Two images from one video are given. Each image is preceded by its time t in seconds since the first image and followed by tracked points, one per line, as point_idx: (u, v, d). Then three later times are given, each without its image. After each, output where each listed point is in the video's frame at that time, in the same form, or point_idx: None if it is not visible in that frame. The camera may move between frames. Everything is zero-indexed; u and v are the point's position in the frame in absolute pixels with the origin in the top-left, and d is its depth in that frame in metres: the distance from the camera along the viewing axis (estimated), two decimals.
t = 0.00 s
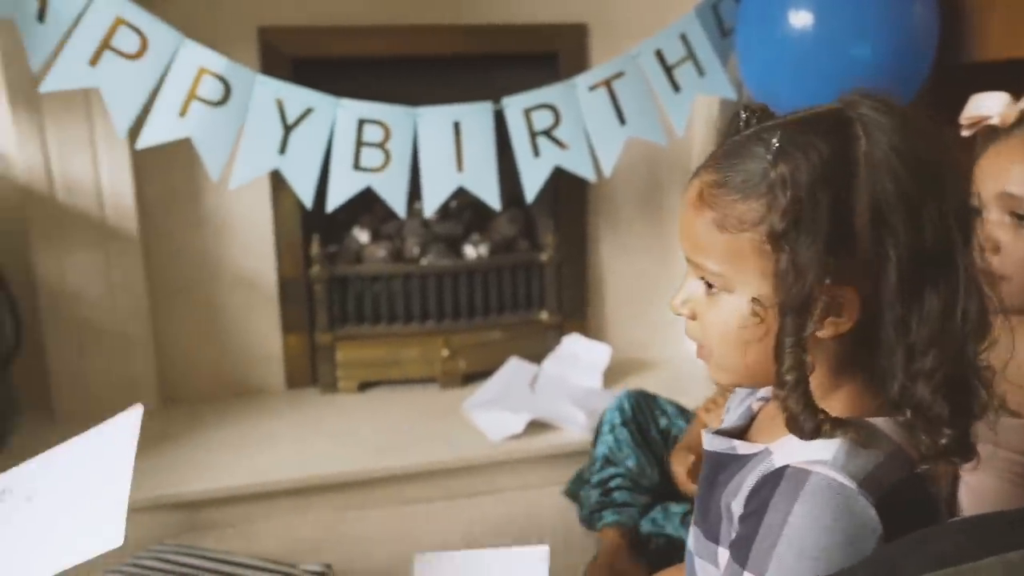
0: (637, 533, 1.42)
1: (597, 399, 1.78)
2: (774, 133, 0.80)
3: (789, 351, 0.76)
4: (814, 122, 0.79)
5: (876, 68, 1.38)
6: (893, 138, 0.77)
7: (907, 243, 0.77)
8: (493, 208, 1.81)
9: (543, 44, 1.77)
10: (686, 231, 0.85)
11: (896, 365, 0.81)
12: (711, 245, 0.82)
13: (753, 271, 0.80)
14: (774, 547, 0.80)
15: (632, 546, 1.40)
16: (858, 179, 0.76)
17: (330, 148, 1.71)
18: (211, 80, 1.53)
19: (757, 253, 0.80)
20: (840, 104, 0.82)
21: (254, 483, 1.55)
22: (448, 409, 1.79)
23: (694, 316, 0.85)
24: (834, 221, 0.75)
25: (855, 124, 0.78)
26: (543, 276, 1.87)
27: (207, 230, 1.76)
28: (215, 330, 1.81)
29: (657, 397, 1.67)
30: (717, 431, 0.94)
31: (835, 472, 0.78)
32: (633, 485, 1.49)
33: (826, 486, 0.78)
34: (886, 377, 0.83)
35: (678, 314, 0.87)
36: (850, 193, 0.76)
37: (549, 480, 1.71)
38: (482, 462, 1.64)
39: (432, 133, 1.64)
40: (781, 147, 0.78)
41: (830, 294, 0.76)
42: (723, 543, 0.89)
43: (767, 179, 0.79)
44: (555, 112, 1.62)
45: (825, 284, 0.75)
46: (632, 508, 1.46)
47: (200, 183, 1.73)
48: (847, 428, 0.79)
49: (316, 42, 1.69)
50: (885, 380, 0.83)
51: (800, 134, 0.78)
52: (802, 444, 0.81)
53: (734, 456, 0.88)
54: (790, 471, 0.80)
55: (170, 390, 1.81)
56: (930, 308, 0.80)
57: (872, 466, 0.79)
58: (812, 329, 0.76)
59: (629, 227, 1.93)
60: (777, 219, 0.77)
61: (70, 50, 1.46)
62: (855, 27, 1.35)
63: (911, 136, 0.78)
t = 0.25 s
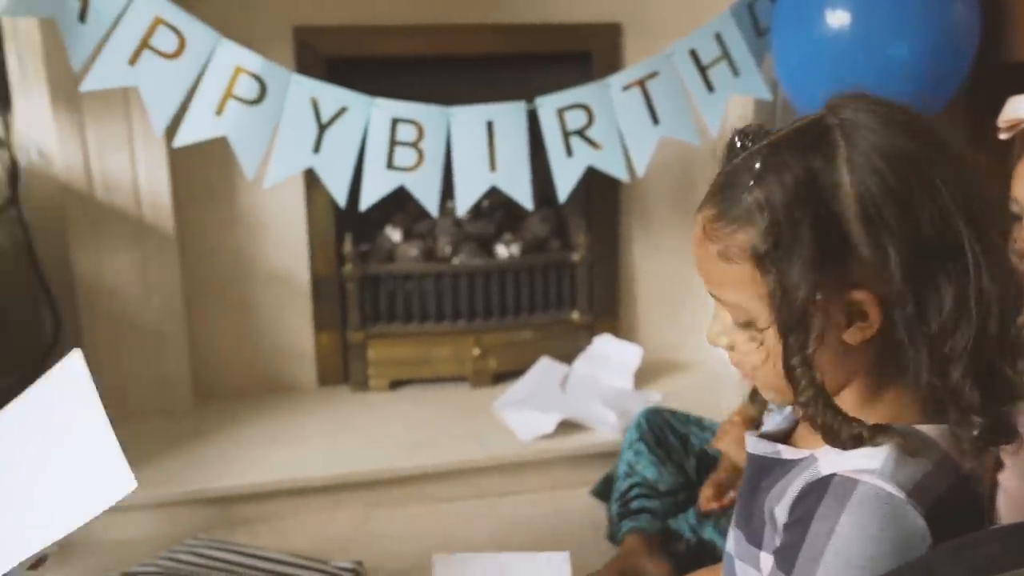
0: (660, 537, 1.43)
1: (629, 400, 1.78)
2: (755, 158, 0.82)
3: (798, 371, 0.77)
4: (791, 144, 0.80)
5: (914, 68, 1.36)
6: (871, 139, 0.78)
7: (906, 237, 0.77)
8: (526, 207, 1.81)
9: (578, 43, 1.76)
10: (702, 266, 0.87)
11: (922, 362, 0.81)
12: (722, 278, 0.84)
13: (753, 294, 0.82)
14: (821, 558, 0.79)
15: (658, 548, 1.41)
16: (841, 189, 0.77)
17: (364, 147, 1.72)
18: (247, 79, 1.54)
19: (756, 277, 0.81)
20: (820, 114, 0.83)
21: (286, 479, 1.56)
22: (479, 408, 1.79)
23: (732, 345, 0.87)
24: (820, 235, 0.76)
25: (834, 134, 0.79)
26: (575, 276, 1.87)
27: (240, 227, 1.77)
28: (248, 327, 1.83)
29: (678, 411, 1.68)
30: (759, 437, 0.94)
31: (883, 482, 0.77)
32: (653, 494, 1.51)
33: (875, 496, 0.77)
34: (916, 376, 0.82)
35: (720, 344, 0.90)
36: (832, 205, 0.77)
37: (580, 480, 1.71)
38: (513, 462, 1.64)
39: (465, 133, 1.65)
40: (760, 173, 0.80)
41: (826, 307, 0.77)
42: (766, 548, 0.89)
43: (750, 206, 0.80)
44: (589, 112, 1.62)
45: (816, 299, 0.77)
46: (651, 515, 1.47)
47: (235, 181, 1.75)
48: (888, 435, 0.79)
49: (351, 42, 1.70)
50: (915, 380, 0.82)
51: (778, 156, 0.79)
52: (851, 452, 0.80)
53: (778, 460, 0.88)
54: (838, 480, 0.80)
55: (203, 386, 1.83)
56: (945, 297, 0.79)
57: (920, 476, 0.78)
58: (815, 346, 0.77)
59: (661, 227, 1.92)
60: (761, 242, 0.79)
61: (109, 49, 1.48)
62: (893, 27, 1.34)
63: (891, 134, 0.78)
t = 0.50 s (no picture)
0: (686, 540, 1.42)
1: (656, 402, 1.77)
2: (775, 164, 0.83)
3: (816, 373, 0.77)
4: (810, 149, 0.80)
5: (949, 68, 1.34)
6: (891, 141, 0.77)
7: (924, 238, 0.76)
8: (553, 207, 1.81)
9: (607, 43, 1.76)
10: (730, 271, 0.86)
11: (945, 361, 0.79)
12: (749, 281, 0.83)
13: (770, 296, 0.82)
14: (865, 565, 0.78)
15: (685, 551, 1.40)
16: (858, 191, 0.77)
17: (393, 146, 1.72)
18: (278, 78, 1.55)
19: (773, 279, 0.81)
20: (845, 117, 0.82)
21: (313, 477, 1.57)
22: (506, 408, 1.79)
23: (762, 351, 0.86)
24: (833, 238, 0.76)
25: (853, 138, 0.79)
26: (602, 276, 1.86)
27: (270, 226, 1.78)
28: (276, 325, 1.84)
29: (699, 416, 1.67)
30: (796, 440, 0.94)
31: (928, 488, 0.77)
32: (678, 496, 1.50)
33: (919, 503, 0.76)
34: (939, 377, 0.80)
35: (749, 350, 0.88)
36: (845, 208, 0.77)
37: (606, 481, 1.70)
38: (539, 462, 1.64)
39: (494, 133, 1.65)
40: (777, 178, 0.80)
41: (838, 310, 0.77)
42: (803, 554, 0.88)
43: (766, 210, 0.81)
44: (617, 111, 1.62)
45: (828, 301, 0.77)
46: (676, 518, 1.46)
47: (264, 180, 1.76)
48: (918, 441, 0.79)
49: (381, 41, 1.70)
50: (937, 382, 0.81)
51: (797, 162, 0.80)
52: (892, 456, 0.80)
53: (816, 465, 0.88)
54: (882, 486, 0.79)
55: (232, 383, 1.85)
56: (965, 298, 0.78)
57: (965, 483, 0.78)
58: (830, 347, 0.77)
59: (689, 228, 1.91)
60: (773, 244, 0.79)
61: (142, 49, 1.49)
62: (927, 27, 1.32)
63: (912, 134, 0.78)
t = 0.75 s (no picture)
0: (710, 544, 1.42)
1: (680, 402, 1.76)
2: (815, 162, 0.81)
3: (851, 375, 0.76)
4: (854, 147, 0.79)
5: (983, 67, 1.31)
6: (938, 141, 0.76)
7: (967, 241, 0.75)
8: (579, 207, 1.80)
9: (633, 43, 1.76)
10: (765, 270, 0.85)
11: (984, 366, 0.79)
12: (783, 281, 0.83)
13: (805, 297, 0.81)
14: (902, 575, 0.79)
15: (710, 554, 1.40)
16: (900, 192, 0.75)
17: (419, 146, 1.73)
18: (305, 78, 1.56)
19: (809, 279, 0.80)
20: (888, 117, 0.81)
21: (338, 475, 1.58)
22: (529, 408, 1.79)
23: (796, 351, 0.86)
24: (875, 239, 0.75)
25: (898, 137, 0.77)
26: (626, 276, 1.86)
27: (295, 225, 1.79)
28: (301, 324, 1.85)
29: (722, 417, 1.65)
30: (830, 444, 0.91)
31: (967, 499, 0.77)
32: (702, 499, 1.49)
33: (957, 513, 0.77)
34: (978, 382, 0.81)
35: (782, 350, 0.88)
36: (888, 208, 0.75)
37: (630, 482, 1.70)
38: (563, 463, 1.64)
39: (520, 133, 1.65)
40: (818, 175, 0.79)
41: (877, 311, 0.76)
42: (836, 560, 0.87)
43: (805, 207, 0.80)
44: (643, 112, 1.61)
45: (868, 302, 0.75)
46: (699, 520, 1.45)
47: (290, 179, 1.77)
48: (954, 449, 0.79)
49: (407, 41, 1.71)
50: (977, 386, 0.81)
51: (838, 160, 0.79)
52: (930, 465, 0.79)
53: (850, 471, 0.86)
54: (919, 496, 0.79)
55: (257, 381, 1.86)
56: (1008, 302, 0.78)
57: (1004, 492, 0.78)
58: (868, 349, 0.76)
59: (715, 229, 1.90)
60: (813, 243, 0.78)
61: (171, 49, 1.51)
62: (959, 27, 1.30)
63: (959, 135, 0.76)
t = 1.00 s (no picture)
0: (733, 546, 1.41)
1: (702, 404, 1.76)
2: (881, 143, 0.81)
3: (900, 359, 0.75)
4: (923, 130, 0.78)
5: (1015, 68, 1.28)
6: (1010, 135, 0.75)
7: None
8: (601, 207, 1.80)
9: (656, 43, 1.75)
10: (807, 251, 0.85)
11: None
12: (826, 261, 0.82)
13: (850, 278, 0.80)
14: None
15: (732, 556, 1.40)
16: (966, 180, 0.74)
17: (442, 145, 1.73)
18: (329, 77, 1.57)
19: (866, 260, 0.79)
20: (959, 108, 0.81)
21: (359, 473, 1.58)
22: (551, 408, 1.79)
23: (824, 336, 0.84)
24: (938, 223, 0.74)
25: (969, 126, 0.76)
26: (649, 276, 1.85)
27: (319, 223, 1.80)
28: (324, 322, 1.86)
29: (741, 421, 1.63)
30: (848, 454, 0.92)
31: (988, 511, 0.77)
32: (724, 501, 1.48)
33: (979, 526, 0.77)
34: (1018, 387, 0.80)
35: (809, 334, 0.87)
36: (953, 194, 0.74)
37: (651, 484, 1.69)
38: (584, 463, 1.64)
39: (543, 133, 1.65)
40: (883, 155, 0.78)
41: (936, 297, 0.75)
42: (858, 570, 0.87)
43: (869, 185, 0.79)
44: (667, 112, 1.61)
45: (927, 287, 0.74)
46: (721, 522, 1.45)
47: (314, 177, 1.77)
48: (979, 457, 0.78)
49: (431, 40, 1.71)
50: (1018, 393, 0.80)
51: (907, 139, 0.78)
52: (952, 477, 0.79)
53: (870, 480, 0.86)
54: (940, 508, 0.78)
55: (281, 379, 1.87)
56: None
57: None
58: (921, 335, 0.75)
59: (738, 229, 1.89)
60: (874, 223, 0.78)
61: (197, 49, 1.52)
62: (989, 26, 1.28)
63: None
